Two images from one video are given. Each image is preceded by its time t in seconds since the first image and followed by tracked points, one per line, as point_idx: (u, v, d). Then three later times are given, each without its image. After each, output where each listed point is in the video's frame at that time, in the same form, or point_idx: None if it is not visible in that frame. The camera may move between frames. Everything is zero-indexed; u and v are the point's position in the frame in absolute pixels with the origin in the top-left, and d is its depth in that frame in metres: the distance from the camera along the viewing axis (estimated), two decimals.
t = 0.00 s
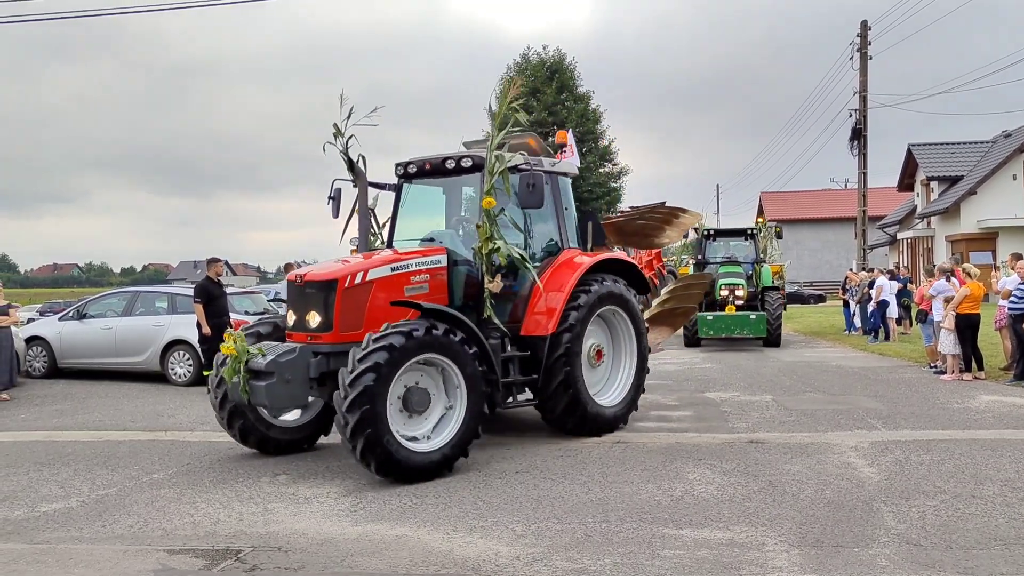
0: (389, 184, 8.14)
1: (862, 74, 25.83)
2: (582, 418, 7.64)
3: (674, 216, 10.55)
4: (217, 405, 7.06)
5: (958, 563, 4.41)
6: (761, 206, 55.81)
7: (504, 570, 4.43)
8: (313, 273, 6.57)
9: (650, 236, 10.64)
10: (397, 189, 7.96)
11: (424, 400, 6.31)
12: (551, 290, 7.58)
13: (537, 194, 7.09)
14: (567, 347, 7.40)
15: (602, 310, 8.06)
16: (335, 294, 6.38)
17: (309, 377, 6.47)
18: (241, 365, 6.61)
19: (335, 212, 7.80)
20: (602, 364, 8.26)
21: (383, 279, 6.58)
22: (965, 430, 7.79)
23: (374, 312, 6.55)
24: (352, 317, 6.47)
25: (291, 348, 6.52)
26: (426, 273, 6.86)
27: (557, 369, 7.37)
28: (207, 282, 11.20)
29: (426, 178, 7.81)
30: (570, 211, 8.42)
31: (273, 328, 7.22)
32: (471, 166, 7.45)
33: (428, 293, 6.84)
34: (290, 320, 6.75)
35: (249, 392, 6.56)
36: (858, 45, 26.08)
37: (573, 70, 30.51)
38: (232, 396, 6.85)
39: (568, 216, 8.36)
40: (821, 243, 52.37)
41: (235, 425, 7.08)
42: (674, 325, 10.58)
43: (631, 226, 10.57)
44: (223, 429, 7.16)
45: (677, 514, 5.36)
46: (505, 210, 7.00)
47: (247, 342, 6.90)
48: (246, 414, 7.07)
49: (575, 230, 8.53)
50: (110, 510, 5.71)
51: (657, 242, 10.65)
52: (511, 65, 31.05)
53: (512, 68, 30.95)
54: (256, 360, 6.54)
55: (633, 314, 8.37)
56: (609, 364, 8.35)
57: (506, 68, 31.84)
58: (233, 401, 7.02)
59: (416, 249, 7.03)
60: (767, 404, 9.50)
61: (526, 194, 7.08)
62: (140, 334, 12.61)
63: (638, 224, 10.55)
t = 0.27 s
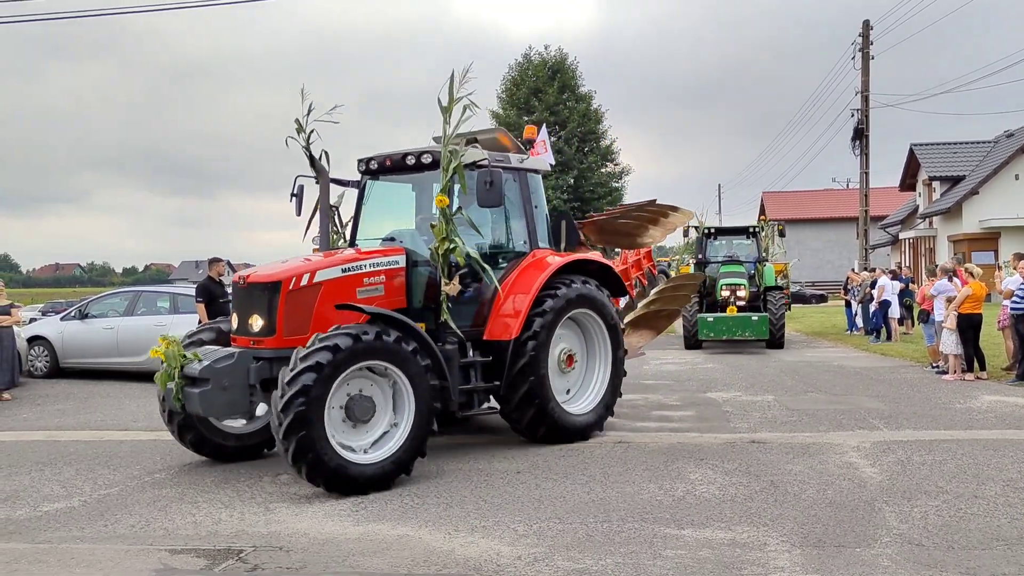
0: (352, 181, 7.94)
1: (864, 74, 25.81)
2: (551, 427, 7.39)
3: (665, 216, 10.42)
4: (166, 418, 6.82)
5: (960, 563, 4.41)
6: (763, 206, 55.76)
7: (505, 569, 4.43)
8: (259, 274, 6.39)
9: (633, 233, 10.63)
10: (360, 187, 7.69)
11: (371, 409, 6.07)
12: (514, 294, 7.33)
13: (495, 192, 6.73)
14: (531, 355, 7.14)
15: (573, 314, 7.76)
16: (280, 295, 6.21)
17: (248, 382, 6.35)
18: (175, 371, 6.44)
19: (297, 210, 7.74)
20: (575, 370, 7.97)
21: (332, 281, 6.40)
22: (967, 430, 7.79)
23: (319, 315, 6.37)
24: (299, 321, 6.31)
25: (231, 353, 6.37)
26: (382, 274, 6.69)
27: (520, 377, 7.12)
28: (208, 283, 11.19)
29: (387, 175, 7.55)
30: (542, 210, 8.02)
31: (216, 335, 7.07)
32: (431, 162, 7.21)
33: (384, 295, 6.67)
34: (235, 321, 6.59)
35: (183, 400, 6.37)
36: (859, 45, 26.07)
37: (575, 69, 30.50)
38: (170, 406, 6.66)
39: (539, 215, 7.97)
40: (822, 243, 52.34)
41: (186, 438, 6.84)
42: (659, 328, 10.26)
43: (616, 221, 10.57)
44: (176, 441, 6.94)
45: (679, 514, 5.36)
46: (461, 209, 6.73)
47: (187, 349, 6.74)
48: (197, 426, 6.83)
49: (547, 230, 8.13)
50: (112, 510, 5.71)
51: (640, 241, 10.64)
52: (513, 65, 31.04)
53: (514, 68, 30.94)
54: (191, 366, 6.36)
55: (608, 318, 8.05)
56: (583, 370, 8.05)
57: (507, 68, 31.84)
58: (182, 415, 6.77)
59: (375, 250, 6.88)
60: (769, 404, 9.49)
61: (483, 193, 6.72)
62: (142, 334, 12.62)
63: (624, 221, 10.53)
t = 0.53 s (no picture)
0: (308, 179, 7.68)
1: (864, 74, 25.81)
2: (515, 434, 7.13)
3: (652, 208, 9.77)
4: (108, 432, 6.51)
5: (961, 563, 4.41)
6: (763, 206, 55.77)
7: (506, 569, 4.44)
8: (192, 279, 6.06)
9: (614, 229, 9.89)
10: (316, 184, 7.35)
11: (307, 419, 5.75)
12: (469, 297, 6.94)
13: (443, 186, 6.33)
14: (489, 363, 6.78)
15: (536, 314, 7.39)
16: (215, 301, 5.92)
17: (180, 390, 5.96)
18: (103, 378, 6.14)
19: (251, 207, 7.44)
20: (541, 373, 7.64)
21: (270, 284, 6.11)
22: (968, 430, 7.79)
23: (258, 316, 6.09)
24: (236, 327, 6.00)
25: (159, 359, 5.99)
26: (326, 274, 6.41)
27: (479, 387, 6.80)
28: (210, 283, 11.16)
29: (340, 171, 7.22)
30: (504, 206, 7.64)
31: (151, 343, 6.70)
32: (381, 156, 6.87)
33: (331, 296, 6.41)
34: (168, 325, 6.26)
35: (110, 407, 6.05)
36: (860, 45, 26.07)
37: (575, 70, 30.50)
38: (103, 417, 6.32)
39: (500, 212, 7.58)
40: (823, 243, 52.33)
41: (133, 451, 6.54)
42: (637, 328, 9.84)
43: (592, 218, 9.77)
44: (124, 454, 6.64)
45: (680, 514, 5.37)
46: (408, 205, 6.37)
47: (116, 354, 6.46)
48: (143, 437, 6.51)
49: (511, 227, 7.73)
50: (113, 510, 5.71)
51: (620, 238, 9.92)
52: (513, 65, 31.06)
53: (514, 68, 30.96)
54: (117, 372, 6.05)
55: (575, 315, 7.67)
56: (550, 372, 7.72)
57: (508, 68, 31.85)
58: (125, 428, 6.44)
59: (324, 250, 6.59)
60: (769, 404, 9.51)
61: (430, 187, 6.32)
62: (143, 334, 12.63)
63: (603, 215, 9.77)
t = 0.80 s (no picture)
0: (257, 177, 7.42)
1: (864, 74, 25.82)
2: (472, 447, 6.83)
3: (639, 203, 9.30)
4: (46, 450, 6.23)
5: (960, 563, 4.41)
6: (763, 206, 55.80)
7: (505, 570, 4.44)
8: (110, 281, 5.76)
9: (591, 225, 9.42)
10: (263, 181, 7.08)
11: (228, 427, 5.45)
12: (412, 304, 6.61)
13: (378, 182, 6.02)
14: (437, 374, 6.47)
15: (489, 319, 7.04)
16: (134, 302, 5.60)
17: (97, 400, 5.57)
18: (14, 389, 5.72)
19: (199, 207, 7.17)
20: (500, 379, 7.31)
21: (196, 287, 5.78)
22: (968, 431, 7.79)
23: (183, 318, 5.75)
24: (155, 331, 5.67)
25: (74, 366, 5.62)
26: (263, 277, 6.09)
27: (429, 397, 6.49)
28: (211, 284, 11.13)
29: (286, 168, 6.93)
30: (458, 202, 7.34)
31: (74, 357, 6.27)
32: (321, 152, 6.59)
33: (268, 298, 6.10)
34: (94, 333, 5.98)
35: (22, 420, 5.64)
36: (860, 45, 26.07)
37: (575, 70, 30.49)
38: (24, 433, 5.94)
39: (453, 208, 7.27)
40: (823, 243, 52.33)
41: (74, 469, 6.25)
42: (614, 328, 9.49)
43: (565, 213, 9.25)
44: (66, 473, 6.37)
45: (679, 514, 5.37)
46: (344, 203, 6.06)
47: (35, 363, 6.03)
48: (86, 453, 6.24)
49: (465, 224, 7.41)
50: (113, 510, 5.72)
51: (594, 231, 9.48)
52: (513, 65, 31.07)
53: (514, 68, 30.97)
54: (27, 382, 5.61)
55: (532, 312, 7.30)
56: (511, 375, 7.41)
57: (508, 68, 31.84)
58: (60, 448, 6.16)
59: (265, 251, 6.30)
60: (769, 404, 9.51)
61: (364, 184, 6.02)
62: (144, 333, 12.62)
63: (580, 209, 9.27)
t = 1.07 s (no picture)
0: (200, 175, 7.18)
1: (863, 74, 25.83)
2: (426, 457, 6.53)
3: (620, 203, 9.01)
4: None
5: (960, 563, 4.41)
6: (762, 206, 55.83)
7: (505, 570, 4.44)
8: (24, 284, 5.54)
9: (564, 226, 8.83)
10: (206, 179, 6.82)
11: (135, 439, 5.17)
12: (349, 310, 6.32)
13: (302, 179, 5.67)
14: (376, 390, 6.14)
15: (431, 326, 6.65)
16: (44, 305, 5.38)
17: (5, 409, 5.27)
18: None
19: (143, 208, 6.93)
20: (451, 386, 6.94)
21: (112, 290, 5.55)
22: (967, 431, 7.79)
23: (99, 323, 5.51)
24: (67, 335, 5.42)
25: None
26: (189, 280, 5.84)
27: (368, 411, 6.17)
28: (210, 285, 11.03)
29: (228, 166, 6.67)
30: (405, 201, 6.99)
31: None
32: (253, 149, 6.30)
33: (194, 302, 5.85)
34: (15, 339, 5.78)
35: None
36: (859, 45, 26.08)
37: (574, 70, 30.48)
38: None
39: (399, 207, 6.94)
40: (822, 243, 52.34)
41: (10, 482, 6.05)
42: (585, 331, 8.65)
43: (534, 211, 8.58)
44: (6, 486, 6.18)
45: (679, 514, 5.37)
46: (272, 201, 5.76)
47: None
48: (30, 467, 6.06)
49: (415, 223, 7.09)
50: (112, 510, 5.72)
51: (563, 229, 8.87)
52: (513, 65, 31.07)
53: (513, 68, 30.98)
54: None
55: (481, 312, 6.89)
56: (463, 380, 7.04)
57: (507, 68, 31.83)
58: None
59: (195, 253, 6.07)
60: (768, 405, 9.52)
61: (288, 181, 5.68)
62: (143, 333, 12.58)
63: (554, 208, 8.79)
